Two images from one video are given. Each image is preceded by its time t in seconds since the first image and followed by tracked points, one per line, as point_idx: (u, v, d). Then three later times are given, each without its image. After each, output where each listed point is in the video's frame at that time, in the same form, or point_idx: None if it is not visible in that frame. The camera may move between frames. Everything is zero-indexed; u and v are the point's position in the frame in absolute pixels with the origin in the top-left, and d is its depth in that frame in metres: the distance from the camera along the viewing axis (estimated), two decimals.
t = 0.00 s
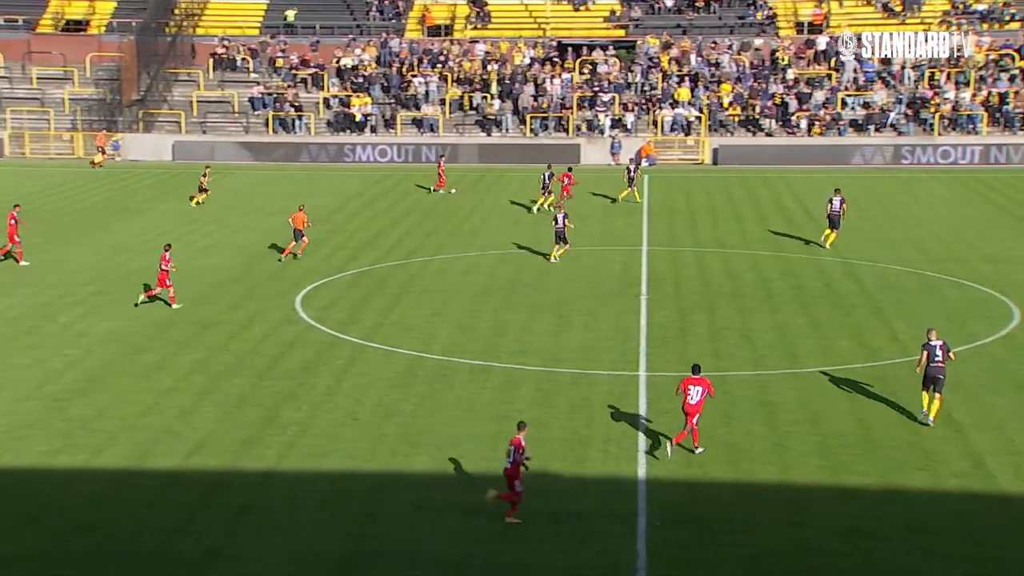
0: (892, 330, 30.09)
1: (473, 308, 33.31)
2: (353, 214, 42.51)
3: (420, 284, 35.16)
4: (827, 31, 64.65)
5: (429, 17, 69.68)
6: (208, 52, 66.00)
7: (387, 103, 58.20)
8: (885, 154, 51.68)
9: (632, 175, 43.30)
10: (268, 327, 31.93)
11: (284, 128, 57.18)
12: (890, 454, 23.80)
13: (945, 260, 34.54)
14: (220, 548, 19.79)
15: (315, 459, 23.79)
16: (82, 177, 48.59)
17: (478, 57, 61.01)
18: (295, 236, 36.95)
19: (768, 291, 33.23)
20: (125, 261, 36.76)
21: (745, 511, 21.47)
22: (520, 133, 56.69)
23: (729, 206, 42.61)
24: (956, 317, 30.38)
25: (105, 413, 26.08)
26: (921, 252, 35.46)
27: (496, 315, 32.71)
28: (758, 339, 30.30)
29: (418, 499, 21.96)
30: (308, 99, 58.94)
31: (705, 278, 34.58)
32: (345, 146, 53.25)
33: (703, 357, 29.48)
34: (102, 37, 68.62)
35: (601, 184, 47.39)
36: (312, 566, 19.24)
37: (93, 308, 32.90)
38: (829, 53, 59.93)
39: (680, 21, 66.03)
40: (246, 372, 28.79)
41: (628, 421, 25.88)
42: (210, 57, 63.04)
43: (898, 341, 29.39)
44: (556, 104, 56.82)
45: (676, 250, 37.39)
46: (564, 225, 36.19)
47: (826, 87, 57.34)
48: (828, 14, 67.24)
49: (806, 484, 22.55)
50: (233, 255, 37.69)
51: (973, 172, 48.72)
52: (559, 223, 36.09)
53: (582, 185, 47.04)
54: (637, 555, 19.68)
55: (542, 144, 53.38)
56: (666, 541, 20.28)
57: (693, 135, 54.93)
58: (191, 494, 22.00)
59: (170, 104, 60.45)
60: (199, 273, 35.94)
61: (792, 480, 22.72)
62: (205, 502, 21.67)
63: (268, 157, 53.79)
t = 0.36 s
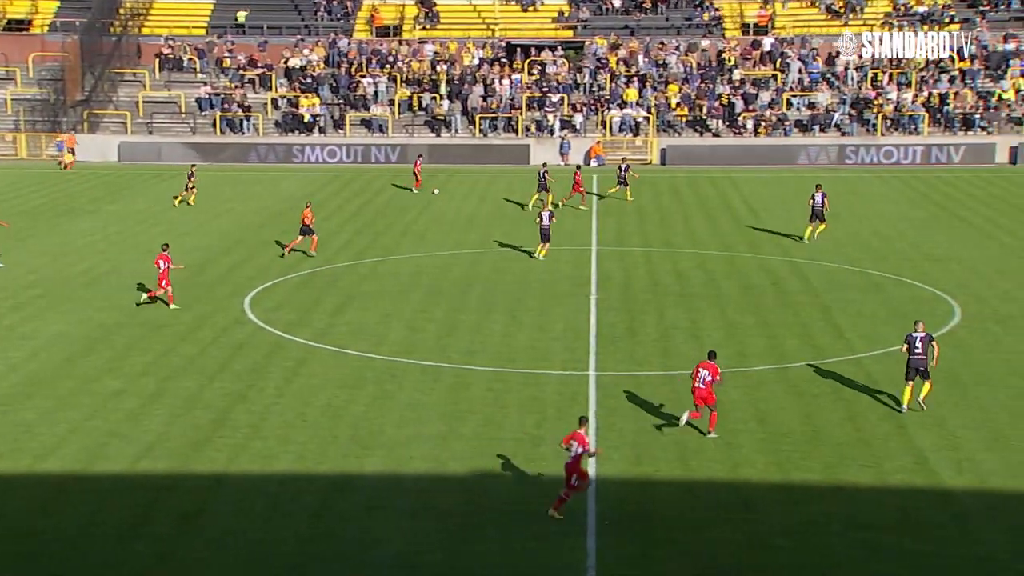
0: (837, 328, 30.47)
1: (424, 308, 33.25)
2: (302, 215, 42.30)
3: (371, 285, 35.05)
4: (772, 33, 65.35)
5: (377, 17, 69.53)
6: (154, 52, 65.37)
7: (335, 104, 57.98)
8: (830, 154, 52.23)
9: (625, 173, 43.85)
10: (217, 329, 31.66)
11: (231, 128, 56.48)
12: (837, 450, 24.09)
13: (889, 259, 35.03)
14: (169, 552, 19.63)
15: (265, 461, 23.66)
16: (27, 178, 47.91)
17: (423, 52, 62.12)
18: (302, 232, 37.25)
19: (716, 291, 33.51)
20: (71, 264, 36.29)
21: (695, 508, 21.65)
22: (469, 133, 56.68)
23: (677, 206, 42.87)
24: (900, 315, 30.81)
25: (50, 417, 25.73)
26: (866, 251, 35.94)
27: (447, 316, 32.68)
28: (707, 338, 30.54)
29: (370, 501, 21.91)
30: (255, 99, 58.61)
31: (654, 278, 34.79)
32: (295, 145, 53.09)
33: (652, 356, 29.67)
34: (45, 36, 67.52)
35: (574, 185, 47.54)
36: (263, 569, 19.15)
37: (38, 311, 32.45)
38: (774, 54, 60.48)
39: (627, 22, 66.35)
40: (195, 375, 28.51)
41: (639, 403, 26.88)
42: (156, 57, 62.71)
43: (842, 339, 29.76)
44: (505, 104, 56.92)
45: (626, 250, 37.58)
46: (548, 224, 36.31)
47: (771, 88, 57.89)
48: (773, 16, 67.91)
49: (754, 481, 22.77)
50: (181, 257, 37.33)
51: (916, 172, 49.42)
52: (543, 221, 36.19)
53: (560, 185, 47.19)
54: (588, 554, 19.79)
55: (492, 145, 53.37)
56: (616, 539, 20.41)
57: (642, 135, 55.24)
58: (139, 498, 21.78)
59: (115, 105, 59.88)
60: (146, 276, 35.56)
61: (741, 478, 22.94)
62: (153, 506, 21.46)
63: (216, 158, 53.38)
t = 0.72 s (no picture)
0: (808, 327, 30.66)
1: (397, 309, 33.24)
2: (274, 215, 42.18)
3: (344, 285, 35.00)
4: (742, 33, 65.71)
5: (349, 17, 69.35)
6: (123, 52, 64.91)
7: (308, 104, 57.83)
8: (801, 154, 52.44)
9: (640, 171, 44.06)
10: (189, 330, 31.54)
11: (203, 128, 56.20)
12: (809, 448, 24.25)
13: (859, 258, 35.27)
14: (142, 554, 19.55)
15: (237, 462, 23.59)
16: None
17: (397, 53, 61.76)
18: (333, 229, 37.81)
19: (689, 290, 33.65)
20: (41, 265, 36.03)
21: (668, 507, 21.75)
22: (442, 133, 56.67)
23: (648, 206, 42.93)
24: (869, 314, 31.04)
25: (20, 419, 25.56)
26: (836, 250, 36.17)
27: (420, 316, 32.68)
28: (679, 338, 30.68)
29: (344, 501, 21.88)
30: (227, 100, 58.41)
31: (626, 277, 34.90)
32: (267, 146, 52.88)
33: (625, 356, 29.75)
34: (14, 36, 66.95)
35: (588, 185, 47.50)
36: (236, 570, 19.09)
37: (8, 313, 32.19)
38: (745, 54, 60.81)
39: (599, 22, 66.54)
40: (166, 376, 28.39)
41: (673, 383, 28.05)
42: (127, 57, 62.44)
43: (812, 338, 29.95)
44: (477, 104, 56.96)
45: (599, 250, 37.65)
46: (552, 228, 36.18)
47: (743, 87, 58.16)
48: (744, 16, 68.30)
49: (726, 480, 22.89)
50: (152, 258, 37.14)
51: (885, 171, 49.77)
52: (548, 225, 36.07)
53: (573, 186, 47.09)
54: (562, 553, 19.85)
55: (465, 145, 53.38)
56: (589, 538, 20.49)
57: (615, 135, 55.41)
58: (110, 499, 21.69)
59: (85, 105, 59.47)
60: (117, 277, 35.37)
61: (713, 476, 23.07)
62: (125, 507, 21.38)
63: (189, 158, 53.23)
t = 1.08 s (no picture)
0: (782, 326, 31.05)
1: (371, 309, 33.41)
2: (248, 216, 42.27)
3: (319, 286, 35.17)
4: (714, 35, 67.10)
5: (323, 19, 69.40)
6: (97, 53, 64.72)
7: (283, 105, 57.89)
8: (772, 155, 52.87)
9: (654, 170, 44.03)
10: (164, 330, 31.64)
11: (178, 130, 56.20)
12: (779, 446, 24.57)
13: (828, 258, 35.65)
14: (115, 555, 19.67)
15: (212, 462, 23.73)
16: None
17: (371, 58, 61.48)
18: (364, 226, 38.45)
19: (662, 289, 34.02)
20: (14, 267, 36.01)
21: (641, 504, 22.06)
22: (416, 134, 56.87)
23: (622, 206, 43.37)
24: (838, 313, 31.41)
25: None
26: (808, 250, 36.58)
27: (395, 316, 32.88)
28: (651, 336, 30.97)
29: (318, 501, 22.06)
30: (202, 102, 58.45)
31: (599, 277, 35.20)
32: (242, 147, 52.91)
33: (600, 355, 30.04)
34: None
35: (603, 184, 47.84)
36: (210, 571, 19.24)
37: None
38: (716, 56, 61.34)
39: (573, 24, 66.92)
40: (140, 377, 28.49)
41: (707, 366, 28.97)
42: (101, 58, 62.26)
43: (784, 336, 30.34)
44: (451, 105, 57.27)
45: (573, 250, 37.95)
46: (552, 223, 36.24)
47: (714, 89, 58.65)
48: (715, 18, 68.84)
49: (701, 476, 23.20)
50: (126, 258, 37.19)
51: (854, 171, 50.37)
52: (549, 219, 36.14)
53: (587, 186, 47.44)
54: (535, 552, 20.10)
55: (439, 146, 53.60)
56: (561, 536, 20.73)
57: (588, 136, 55.75)
58: (84, 500, 21.80)
59: (59, 107, 59.32)
60: (92, 277, 35.41)
61: (683, 474, 23.35)
62: (99, 508, 21.51)
63: (163, 160, 53.34)
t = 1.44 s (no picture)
0: (724, 323, 32.04)
1: (327, 308, 34.15)
2: (206, 217, 42.82)
3: (276, 285, 35.89)
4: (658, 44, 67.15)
5: (279, 23, 69.79)
6: (54, 56, 64.87)
7: (240, 109, 58.32)
8: (716, 156, 54.16)
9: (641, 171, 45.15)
10: (123, 330, 32.21)
11: (136, 133, 56.52)
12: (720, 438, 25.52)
13: (771, 257, 36.81)
14: (79, 552, 20.29)
15: (170, 460, 24.37)
16: None
17: (326, 58, 63.05)
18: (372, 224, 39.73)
19: (611, 288, 34.90)
20: None
21: (586, 496, 22.88)
22: (371, 137, 57.51)
23: (567, 208, 44.23)
24: (778, 309, 32.48)
25: None
26: (749, 249, 37.64)
27: (350, 314, 33.64)
28: (601, 335, 31.87)
29: (275, 497, 22.76)
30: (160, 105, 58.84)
31: (550, 275, 36.19)
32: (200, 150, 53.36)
33: (548, 353, 30.84)
34: None
35: (587, 185, 48.80)
36: (173, 566, 19.89)
37: None
38: (662, 61, 62.62)
39: (523, 29, 67.89)
40: (99, 376, 29.05)
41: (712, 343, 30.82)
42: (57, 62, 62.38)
43: (726, 334, 31.31)
44: (406, 108, 57.93)
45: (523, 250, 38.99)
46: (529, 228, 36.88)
47: (660, 93, 59.95)
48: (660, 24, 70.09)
49: (642, 470, 24.06)
50: (85, 260, 37.66)
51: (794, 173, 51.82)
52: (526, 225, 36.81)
53: (571, 187, 48.38)
54: (485, 542, 20.93)
55: (393, 149, 54.29)
56: (510, 527, 21.55)
57: (538, 138, 56.48)
58: (46, 498, 22.41)
59: (15, 110, 59.43)
60: (51, 278, 35.88)
61: (629, 466, 24.25)
62: (60, 506, 22.10)
63: (121, 163, 53.69)
